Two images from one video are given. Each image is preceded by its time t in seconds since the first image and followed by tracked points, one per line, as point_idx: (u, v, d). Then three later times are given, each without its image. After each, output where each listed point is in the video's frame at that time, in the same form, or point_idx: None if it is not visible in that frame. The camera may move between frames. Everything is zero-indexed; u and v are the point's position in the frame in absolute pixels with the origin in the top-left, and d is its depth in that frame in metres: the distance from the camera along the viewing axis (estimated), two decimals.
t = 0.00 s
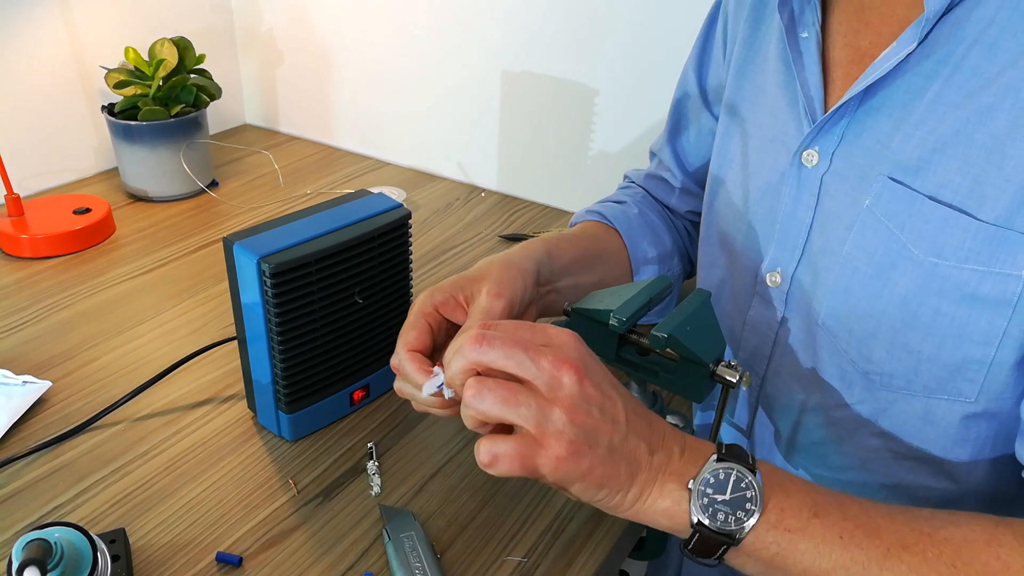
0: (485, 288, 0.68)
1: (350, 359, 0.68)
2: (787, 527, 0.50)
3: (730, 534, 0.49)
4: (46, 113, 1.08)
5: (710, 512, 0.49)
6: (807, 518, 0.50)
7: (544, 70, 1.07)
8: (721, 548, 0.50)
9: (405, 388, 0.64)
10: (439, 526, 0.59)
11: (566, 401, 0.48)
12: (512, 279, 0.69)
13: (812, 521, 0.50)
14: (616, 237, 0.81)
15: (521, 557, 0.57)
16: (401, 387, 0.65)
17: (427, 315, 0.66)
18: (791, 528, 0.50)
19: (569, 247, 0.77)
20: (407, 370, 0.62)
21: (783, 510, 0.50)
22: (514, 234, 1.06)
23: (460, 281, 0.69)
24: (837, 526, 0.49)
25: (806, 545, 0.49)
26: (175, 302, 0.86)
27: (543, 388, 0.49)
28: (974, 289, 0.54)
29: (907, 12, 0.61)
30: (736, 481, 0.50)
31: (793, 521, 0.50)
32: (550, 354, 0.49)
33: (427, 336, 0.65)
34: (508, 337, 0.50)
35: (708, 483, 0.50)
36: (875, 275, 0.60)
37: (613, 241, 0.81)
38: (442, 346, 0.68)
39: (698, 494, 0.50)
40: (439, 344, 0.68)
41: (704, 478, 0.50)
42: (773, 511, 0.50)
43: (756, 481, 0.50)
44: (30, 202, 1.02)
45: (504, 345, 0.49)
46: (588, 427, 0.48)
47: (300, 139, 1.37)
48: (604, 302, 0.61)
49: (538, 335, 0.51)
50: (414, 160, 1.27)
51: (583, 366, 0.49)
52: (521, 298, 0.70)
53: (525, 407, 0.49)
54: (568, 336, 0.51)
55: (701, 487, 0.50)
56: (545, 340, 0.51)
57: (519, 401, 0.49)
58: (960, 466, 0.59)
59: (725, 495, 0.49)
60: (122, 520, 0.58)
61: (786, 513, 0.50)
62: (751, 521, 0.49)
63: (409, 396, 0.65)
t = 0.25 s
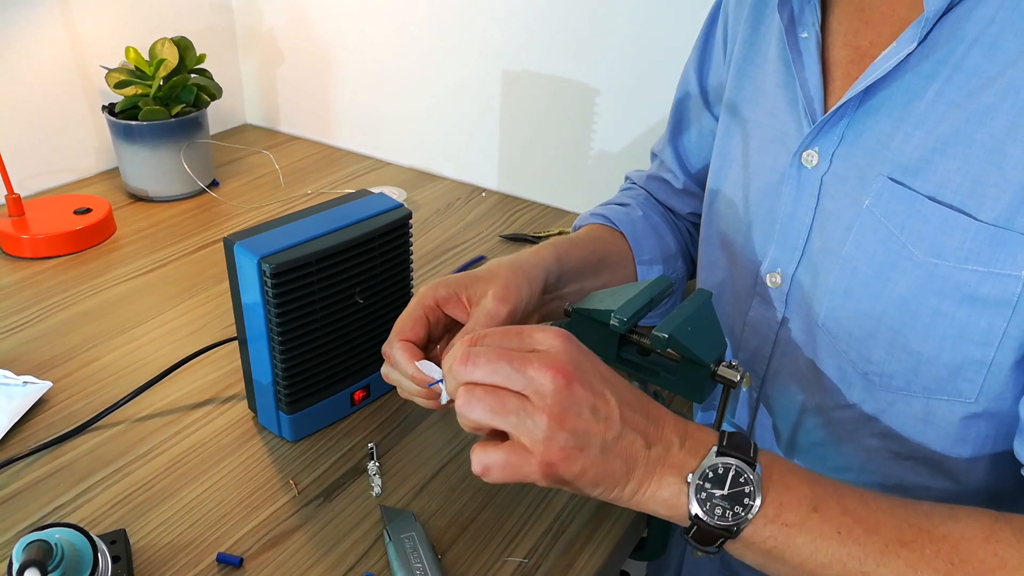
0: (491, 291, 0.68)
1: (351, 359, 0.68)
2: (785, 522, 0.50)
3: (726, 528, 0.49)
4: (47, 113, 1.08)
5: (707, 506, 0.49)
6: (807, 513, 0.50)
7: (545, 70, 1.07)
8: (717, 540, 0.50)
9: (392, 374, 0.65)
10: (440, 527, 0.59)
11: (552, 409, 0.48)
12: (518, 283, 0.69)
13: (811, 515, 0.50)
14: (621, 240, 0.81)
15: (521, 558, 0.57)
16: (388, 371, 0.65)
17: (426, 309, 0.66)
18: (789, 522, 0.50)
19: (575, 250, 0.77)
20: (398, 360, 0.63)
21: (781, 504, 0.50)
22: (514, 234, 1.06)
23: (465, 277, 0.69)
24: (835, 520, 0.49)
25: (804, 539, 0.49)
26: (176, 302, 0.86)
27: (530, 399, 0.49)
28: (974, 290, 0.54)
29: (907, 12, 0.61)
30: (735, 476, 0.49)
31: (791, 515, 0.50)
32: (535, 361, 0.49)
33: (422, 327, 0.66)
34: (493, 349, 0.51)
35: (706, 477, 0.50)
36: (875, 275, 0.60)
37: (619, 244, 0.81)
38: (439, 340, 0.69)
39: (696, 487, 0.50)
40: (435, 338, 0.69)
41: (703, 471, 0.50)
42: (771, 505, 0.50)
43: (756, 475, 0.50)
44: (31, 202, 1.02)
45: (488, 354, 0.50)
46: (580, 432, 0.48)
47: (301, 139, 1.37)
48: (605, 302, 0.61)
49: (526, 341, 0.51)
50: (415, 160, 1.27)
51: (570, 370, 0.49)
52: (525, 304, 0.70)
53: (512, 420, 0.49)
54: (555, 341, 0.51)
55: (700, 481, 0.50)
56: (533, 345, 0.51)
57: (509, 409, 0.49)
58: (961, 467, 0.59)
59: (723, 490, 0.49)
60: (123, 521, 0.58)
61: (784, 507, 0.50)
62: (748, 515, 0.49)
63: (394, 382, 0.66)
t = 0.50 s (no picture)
0: (491, 297, 0.68)
1: (350, 364, 0.68)
2: (806, 534, 0.49)
3: (744, 543, 0.49)
4: (47, 119, 1.09)
5: (724, 523, 0.49)
6: (827, 525, 0.49)
7: (543, 74, 1.07)
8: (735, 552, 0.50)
9: (387, 372, 0.64)
10: (440, 531, 0.59)
11: (550, 449, 0.48)
12: (518, 288, 0.69)
13: (831, 527, 0.49)
14: (621, 245, 0.81)
15: (521, 562, 0.57)
16: (383, 368, 0.65)
17: (426, 311, 0.67)
18: (809, 535, 0.50)
19: (575, 257, 0.77)
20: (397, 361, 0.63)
21: (802, 517, 0.50)
22: (514, 238, 1.06)
23: (465, 281, 0.69)
24: (857, 532, 0.49)
25: (824, 551, 0.49)
26: (176, 307, 0.87)
27: (526, 438, 0.49)
28: (969, 293, 0.54)
29: (900, 16, 0.61)
30: (753, 494, 0.49)
31: (812, 528, 0.49)
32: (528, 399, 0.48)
33: (421, 329, 0.66)
34: (481, 386, 0.49)
35: (724, 494, 0.49)
36: (871, 279, 0.60)
37: (618, 249, 0.81)
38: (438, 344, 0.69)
39: (713, 504, 0.49)
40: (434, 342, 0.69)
41: (721, 488, 0.49)
42: (792, 518, 0.50)
43: (775, 491, 0.49)
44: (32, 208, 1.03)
45: (478, 395, 0.49)
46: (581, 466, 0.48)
47: (300, 144, 1.37)
48: (605, 307, 0.61)
49: (518, 370, 0.50)
50: (414, 165, 1.27)
51: (564, 406, 0.48)
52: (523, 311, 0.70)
53: (509, 462, 0.49)
54: (549, 371, 0.49)
55: (717, 497, 0.49)
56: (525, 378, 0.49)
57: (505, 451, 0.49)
58: (959, 470, 0.59)
59: (741, 507, 0.49)
60: (124, 526, 0.58)
61: (805, 520, 0.50)
62: (766, 531, 0.49)
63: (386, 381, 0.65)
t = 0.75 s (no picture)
0: (492, 298, 0.68)
1: (349, 363, 0.68)
2: (798, 533, 0.49)
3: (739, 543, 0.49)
4: (46, 119, 1.09)
5: (718, 522, 0.49)
6: (820, 524, 0.49)
7: (542, 74, 1.07)
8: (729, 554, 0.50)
9: (387, 376, 0.64)
10: (439, 531, 0.59)
11: (554, 442, 0.48)
12: (517, 290, 0.69)
13: (823, 527, 0.49)
14: (619, 245, 0.81)
15: (521, 562, 0.57)
16: (383, 373, 0.65)
17: (425, 313, 0.67)
18: (801, 534, 0.50)
19: (573, 258, 0.77)
20: (397, 363, 0.62)
21: (794, 516, 0.50)
22: (513, 237, 1.06)
23: (465, 282, 0.69)
24: (850, 531, 0.49)
25: (818, 550, 0.49)
26: (175, 307, 0.86)
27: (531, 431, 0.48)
28: (969, 294, 0.54)
29: (899, 15, 0.61)
30: (747, 492, 0.49)
31: (805, 527, 0.49)
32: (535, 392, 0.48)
33: (421, 331, 0.66)
34: (487, 378, 0.49)
35: (718, 493, 0.49)
36: (870, 279, 0.60)
37: (617, 249, 0.81)
38: (437, 346, 0.69)
39: (707, 503, 0.49)
40: (433, 343, 0.69)
41: (715, 487, 0.49)
42: (785, 518, 0.50)
43: (769, 490, 0.49)
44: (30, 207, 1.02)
45: (484, 387, 0.49)
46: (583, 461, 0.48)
47: (299, 144, 1.37)
48: (604, 306, 0.61)
49: (525, 364, 0.50)
50: (413, 164, 1.27)
51: (570, 400, 0.48)
52: (523, 311, 0.70)
53: (512, 455, 0.49)
54: (555, 366, 0.49)
55: (711, 497, 0.49)
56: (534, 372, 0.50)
57: (507, 445, 0.49)
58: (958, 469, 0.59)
59: (735, 507, 0.49)
60: (123, 526, 0.58)
61: (798, 519, 0.50)
62: (761, 530, 0.49)
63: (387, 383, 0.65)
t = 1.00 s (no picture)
0: (476, 288, 0.68)
1: (350, 362, 0.68)
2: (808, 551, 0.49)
3: None
4: (46, 117, 1.08)
5: None
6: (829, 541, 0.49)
7: (542, 71, 1.07)
8: None
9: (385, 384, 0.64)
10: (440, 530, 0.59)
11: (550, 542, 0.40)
12: (511, 285, 0.70)
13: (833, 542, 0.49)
14: (618, 244, 0.81)
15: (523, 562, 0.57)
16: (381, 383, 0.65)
17: (414, 312, 0.67)
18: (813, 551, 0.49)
19: (568, 251, 0.77)
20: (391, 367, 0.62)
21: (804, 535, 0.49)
22: (514, 235, 1.06)
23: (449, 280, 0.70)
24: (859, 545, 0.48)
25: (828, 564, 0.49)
26: (175, 306, 0.86)
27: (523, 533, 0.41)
28: (973, 292, 0.54)
29: (901, 10, 0.60)
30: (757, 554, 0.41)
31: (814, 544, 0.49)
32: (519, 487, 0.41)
33: (411, 330, 0.66)
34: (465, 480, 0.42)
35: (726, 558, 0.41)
36: (872, 277, 0.59)
37: (617, 248, 0.81)
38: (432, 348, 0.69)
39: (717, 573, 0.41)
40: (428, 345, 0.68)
41: (722, 551, 0.41)
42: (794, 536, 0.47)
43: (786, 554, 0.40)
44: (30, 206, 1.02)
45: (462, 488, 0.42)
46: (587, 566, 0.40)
47: (299, 142, 1.36)
48: (605, 304, 0.60)
49: (501, 455, 0.43)
50: (414, 163, 1.27)
51: (554, 482, 0.41)
52: (514, 299, 0.70)
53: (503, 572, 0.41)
54: (532, 451, 0.42)
55: (720, 565, 0.41)
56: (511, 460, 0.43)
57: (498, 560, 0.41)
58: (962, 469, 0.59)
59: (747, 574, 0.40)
60: (123, 526, 0.57)
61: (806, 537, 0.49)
62: None
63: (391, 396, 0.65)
